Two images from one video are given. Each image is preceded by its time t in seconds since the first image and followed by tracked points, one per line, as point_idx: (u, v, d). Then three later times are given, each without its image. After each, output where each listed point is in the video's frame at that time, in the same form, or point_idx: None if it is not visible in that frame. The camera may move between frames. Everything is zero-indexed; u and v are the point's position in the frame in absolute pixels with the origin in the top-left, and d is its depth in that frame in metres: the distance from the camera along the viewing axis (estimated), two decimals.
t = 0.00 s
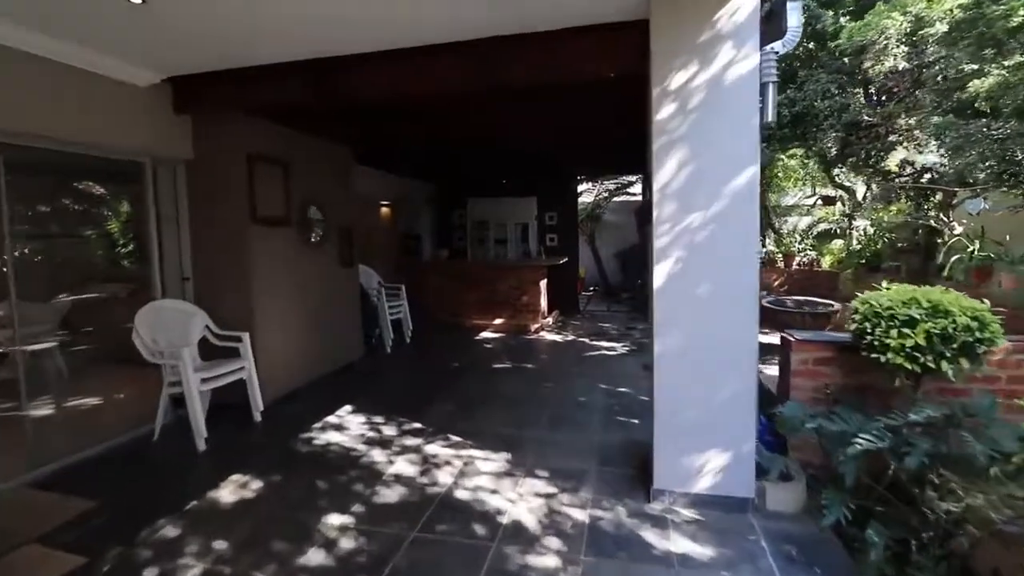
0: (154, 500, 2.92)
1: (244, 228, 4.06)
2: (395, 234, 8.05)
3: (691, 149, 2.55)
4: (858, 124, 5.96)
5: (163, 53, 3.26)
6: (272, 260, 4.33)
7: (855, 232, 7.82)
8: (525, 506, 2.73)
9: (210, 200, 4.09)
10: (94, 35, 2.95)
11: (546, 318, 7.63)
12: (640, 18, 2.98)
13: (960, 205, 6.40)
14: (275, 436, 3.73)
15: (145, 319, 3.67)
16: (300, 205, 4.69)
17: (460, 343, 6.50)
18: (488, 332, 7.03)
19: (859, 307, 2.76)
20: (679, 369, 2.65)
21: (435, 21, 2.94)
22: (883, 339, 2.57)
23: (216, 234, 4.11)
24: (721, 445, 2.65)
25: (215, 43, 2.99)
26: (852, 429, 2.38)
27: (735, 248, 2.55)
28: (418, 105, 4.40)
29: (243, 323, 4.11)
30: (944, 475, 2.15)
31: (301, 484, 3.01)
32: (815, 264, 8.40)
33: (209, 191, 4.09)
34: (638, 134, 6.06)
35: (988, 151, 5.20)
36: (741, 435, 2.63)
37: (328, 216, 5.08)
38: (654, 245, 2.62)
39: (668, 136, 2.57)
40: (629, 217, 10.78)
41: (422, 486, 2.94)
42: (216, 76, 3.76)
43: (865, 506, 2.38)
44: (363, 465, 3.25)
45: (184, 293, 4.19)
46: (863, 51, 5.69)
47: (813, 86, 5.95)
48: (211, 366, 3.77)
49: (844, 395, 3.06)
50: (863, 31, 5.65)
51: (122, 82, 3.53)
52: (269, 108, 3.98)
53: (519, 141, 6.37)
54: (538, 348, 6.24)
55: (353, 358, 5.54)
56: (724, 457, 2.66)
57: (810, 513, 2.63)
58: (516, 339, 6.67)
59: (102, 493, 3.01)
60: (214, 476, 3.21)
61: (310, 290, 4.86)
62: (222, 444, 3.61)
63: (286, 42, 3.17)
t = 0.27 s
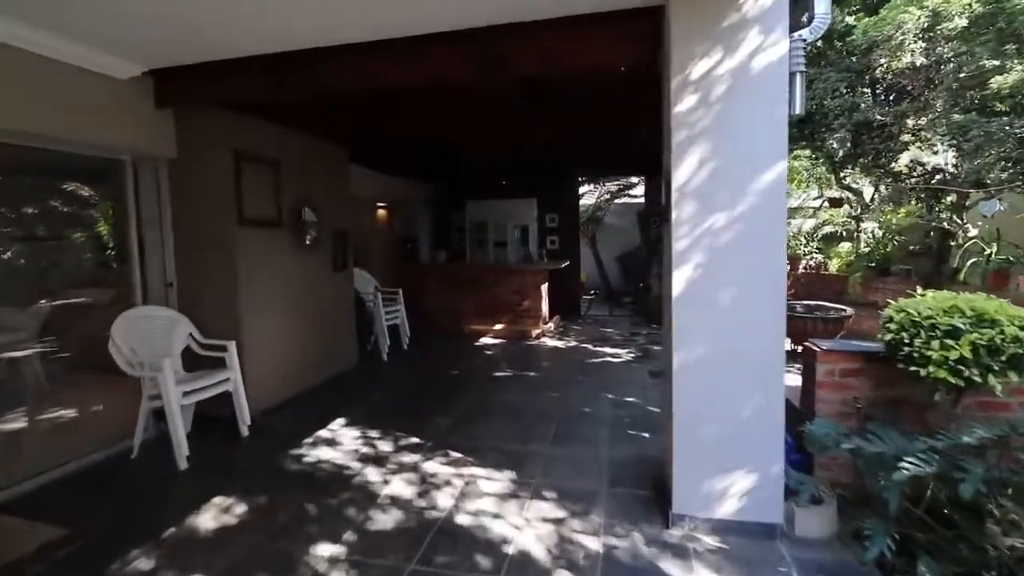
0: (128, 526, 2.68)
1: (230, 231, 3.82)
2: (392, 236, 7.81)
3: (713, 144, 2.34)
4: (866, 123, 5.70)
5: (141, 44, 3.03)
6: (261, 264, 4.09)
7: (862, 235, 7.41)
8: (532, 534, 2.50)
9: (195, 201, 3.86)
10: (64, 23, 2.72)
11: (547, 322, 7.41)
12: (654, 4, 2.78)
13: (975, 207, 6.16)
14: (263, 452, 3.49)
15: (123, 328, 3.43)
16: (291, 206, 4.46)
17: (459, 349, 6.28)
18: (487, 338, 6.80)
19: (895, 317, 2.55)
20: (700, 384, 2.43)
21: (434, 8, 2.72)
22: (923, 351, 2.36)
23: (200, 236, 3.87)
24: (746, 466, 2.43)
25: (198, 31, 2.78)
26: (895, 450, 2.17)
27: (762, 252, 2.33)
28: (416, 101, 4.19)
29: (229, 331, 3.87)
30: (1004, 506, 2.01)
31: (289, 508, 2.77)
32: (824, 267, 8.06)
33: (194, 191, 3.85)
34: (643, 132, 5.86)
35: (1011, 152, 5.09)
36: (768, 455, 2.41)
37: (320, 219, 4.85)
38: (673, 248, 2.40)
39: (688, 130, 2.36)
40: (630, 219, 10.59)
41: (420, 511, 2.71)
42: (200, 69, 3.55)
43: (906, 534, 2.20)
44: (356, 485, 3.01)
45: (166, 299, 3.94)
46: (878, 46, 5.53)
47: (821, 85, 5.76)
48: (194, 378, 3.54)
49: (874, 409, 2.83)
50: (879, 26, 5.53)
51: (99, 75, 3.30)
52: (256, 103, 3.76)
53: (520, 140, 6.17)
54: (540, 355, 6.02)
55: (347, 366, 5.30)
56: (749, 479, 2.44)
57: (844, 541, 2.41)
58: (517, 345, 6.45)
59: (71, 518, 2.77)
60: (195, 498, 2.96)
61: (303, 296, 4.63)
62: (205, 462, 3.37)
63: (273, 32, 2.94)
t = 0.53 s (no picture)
0: (94, 557, 2.44)
1: (212, 232, 3.57)
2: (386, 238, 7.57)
3: (739, 137, 2.13)
4: (875, 121, 5.71)
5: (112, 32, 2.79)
6: (246, 268, 3.84)
7: (868, 236, 7.09)
8: (541, 565, 2.27)
9: (175, 201, 3.62)
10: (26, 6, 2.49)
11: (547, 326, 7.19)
12: None
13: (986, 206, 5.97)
14: (246, 471, 3.24)
15: (95, 338, 3.20)
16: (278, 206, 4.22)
17: (456, 355, 6.04)
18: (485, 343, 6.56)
19: (934, 324, 2.33)
20: (723, 401, 2.22)
21: None
22: (967, 364, 2.15)
23: (181, 239, 3.62)
24: (774, 490, 2.22)
25: (175, 16, 2.56)
26: (946, 473, 2.00)
27: (792, 255, 2.12)
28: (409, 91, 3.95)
29: (211, 339, 3.62)
30: None
31: (273, 536, 2.53)
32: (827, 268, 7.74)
33: (174, 190, 3.61)
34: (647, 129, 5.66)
35: None
36: (798, 478, 2.20)
37: (310, 219, 4.60)
38: (694, 251, 2.20)
39: (712, 121, 2.16)
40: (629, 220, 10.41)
41: (416, 538, 2.48)
42: (179, 58, 3.30)
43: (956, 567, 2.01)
44: (346, 508, 2.78)
45: (144, 305, 3.69)
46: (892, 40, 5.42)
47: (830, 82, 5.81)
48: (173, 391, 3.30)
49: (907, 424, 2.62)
50: (895, 19, 5.40)
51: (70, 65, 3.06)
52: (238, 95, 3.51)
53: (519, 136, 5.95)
54: (541, 361, 5.79)
55: (339, 374, 5.05)
56: (777, 504, 2.23)
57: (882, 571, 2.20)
58: (516, 350, 6.22)
59: (31, 547, 2.51)
60: (171, 523, 2.72)
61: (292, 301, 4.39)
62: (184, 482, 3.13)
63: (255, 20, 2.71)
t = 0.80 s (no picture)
0: None
1: (196, 231, 3.35)
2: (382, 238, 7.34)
3: (769, 126, 1.95)
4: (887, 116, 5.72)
5: (86, 17, 2.58)
6: (233, 270, 3.63)
7: (875, 236, 7.11)
8: None
9: (156, 198, 3.40)
10: None
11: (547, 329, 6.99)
12: None
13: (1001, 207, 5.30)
14: (230, 488, 3.02)
15: (68, 345, 2.96)
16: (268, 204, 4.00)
17: (454, 359, 5.83)
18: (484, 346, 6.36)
19: (979, 331, 2.14)
20: (751, 416, 2.02)
21: None
22: (1021, 375, 1.96)
23: (163, 237, 3.41)
24: (806, 513, 2.03)
25: None
26: (992, 495, 1.83)
27: (828, 255, 1.93)
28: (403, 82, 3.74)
29: (195, 345, 3.40)
30: None
31: (256, 562, 2.32)
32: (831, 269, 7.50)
33: (155, 186, 3.39)
34: (652, 125, 5.48)
35: None
36: (832, 500, 2.01)
37: (302, 219, 4.38)
38: (719, 251, 2.00)
39: (739, 109, 1.97)
40: (630, 221, 10.21)
41: (413, 564, 2.26)
42: (161, 44, 3.08)
43: None
44: (338, 530, 2.56)
45: (124, 309, 3.46)
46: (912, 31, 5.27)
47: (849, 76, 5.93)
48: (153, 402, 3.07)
49: (944, 439, 2.42)
50: (914, 9, 5.20)
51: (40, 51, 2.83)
52: (226, 85, 3.30)
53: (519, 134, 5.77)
54: (542, 365, 5.59)
55: (332, 380, 4.83)
56: (809, 528, 2.03)
57: None
58: (517, 354, 6.02)
59: None
60: (147, 546, 2.50)
61: (284, 304, 4.17)
62: (162, 500, 2.90)
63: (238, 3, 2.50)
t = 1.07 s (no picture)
0: None
1: (177, 233, 3.12)
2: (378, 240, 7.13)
3: (807, 116, 1.75)
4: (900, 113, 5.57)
5: None
6: (217, 274, 3.40)
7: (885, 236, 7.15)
8: None
9: (134, 197, 3.18)
10: None
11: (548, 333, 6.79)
12: None
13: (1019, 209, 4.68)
14: (213, 510, 2.80)
15: (36, 357, 2.74)
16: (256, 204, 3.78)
17: (453, 365, 5.62)
18: (483, 351, 6.15)
19: None
20: (785, 438, 1.82)
21: None
22: None
23: (141, 240, 3.18)
24: (847, 546, 1.82)
25: None
26: None
27: (873, 259, 1.73)
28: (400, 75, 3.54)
29: (176, 355, 3.17)
30: None
31: None
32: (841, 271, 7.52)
33: (133, 185, 3.17)
34: (657, 123, 5.30)
35: None
36: (876, 532, 1.80)
37: (292, 220, 4.17)
38: (751, 254, 1.80)
39: (773, 97, 1.78)
40: (631, 222, 10.04)
41: None
42: (138, 32, 2.86)
43: None
44: (327, 559, 2.34)
45: (100, 316, 3.22)
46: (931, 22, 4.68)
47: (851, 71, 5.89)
48: (129, 418, 2.85)
49: (987, 457, 2.23)
50: None
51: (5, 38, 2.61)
52: (210, 76, 3.08)
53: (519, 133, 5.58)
54: (544, 371, 5.39)
55: (324, 389, 4.61)
56: (850, 562, 1.83)
57: None
58: (517, 359, 5.81)
59: None
60: None
61: (273, 310, 3.95)
62: (138, 524, 2.68)
63: None
